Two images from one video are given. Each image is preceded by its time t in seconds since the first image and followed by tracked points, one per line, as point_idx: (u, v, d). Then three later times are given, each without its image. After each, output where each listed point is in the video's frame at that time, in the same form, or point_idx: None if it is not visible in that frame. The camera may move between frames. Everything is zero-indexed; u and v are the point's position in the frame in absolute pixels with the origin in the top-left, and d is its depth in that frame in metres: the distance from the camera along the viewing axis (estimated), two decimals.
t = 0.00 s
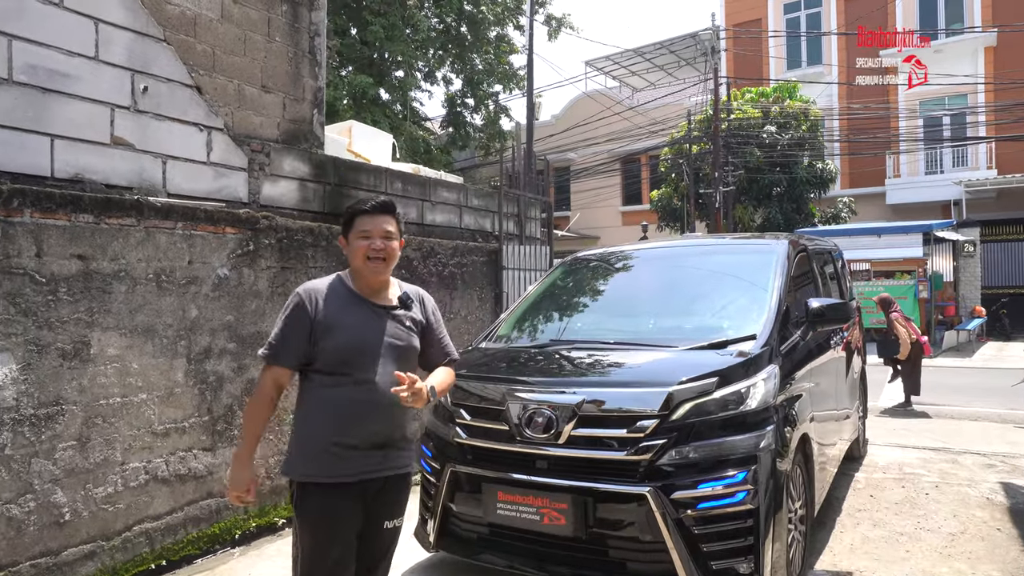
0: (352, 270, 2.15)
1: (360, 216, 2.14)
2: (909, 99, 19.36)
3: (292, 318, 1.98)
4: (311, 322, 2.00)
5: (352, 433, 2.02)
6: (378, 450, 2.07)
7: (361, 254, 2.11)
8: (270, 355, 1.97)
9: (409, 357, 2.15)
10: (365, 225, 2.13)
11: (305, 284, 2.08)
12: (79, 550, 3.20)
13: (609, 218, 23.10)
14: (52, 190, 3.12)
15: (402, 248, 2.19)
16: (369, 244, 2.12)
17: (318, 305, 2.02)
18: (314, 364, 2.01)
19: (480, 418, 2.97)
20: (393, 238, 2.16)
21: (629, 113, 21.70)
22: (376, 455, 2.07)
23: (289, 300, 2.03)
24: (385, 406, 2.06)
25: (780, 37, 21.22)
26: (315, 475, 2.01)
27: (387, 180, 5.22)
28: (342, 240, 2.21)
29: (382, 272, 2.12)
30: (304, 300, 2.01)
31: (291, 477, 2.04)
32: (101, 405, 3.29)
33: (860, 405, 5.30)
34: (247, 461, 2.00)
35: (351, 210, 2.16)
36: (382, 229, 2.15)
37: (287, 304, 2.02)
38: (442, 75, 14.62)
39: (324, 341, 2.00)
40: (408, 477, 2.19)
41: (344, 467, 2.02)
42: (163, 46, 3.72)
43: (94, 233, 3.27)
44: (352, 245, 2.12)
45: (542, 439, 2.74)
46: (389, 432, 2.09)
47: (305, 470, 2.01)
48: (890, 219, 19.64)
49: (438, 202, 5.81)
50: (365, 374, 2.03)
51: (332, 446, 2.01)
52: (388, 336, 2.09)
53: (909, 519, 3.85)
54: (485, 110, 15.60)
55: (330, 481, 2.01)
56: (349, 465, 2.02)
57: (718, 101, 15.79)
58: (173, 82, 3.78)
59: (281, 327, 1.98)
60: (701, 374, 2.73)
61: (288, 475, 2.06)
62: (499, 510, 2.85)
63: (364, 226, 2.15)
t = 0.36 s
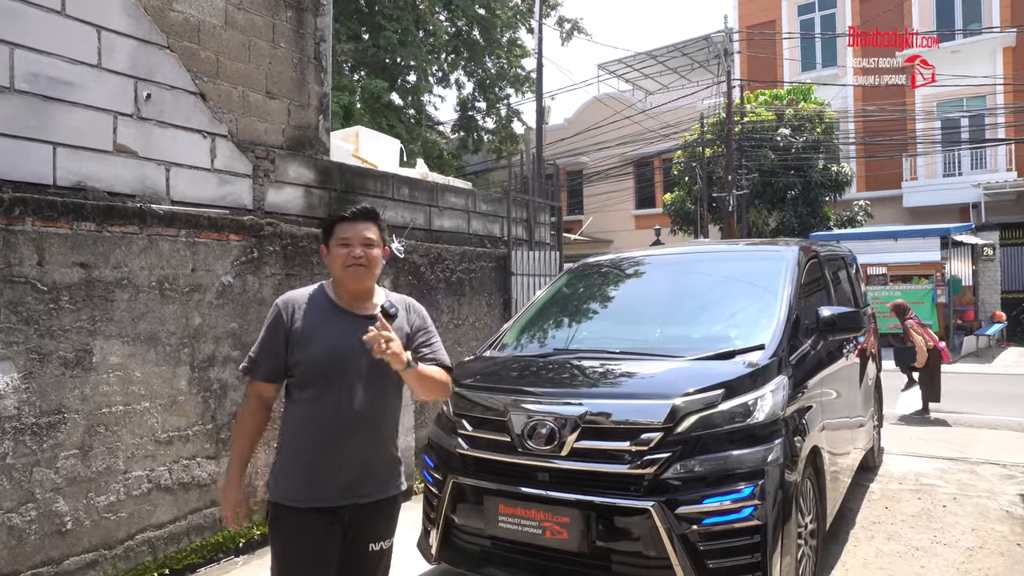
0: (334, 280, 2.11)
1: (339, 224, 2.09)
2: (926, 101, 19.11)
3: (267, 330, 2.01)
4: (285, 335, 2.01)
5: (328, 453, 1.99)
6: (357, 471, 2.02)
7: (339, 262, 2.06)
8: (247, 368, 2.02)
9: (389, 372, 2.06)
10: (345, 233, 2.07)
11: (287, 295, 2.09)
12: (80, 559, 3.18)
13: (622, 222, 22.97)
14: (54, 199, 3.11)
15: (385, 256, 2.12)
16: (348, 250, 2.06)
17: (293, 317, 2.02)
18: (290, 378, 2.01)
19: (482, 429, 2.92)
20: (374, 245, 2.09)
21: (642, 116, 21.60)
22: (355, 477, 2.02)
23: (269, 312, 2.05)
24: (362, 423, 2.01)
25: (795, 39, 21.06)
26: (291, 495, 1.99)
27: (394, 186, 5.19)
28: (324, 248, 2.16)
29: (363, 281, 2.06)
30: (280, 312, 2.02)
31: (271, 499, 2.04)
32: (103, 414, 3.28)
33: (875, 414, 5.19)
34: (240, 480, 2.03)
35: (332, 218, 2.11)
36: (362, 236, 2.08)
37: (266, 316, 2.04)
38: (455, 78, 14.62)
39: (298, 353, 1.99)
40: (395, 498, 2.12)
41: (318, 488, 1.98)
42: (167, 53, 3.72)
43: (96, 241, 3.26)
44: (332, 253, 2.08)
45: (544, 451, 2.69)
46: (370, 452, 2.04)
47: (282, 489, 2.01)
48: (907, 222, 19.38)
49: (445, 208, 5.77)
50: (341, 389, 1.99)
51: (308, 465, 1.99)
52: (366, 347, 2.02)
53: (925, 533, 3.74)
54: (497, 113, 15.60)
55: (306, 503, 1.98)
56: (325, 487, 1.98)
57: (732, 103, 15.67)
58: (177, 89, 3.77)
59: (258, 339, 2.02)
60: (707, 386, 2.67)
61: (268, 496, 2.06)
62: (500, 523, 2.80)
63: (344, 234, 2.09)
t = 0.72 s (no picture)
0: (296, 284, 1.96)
1: (300, 222, 1.97)
2: (952, 99, 18.77)
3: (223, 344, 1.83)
4: (245, 347, 1.83)
5: (297, 479, 1.85)
6: (329, 496, 1.89)
7: (301, 264, 1.93)
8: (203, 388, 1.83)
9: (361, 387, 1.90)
10: (307, 232, 1.95)
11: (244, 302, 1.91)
12: (93, 557, 3.21)
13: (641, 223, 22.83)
14: (68, 200, 3.13)
15: (350, 257, 2.00)
16: (309, 250, 1.94)
17: (253, 327, 1.84)
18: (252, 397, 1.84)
19: (491, 433, 2.90)
20: (339, 245, 1.97)
21: (661, 117, 21.48)
22: (327, 503, 1.89)
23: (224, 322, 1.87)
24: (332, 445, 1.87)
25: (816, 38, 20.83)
26: (257, 528, 1.84)
27: (408, 187, 5.18)
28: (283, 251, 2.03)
29: (328, 282, 1.93)
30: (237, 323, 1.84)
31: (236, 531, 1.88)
32: (116, 414, 3.30)
33: (897, 419, 5.08)
34: (209, 507, 1.84)
35: (292, 217, 1.99)
36: (325, 235, 1.96)
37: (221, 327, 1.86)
38: (473, 79, 14.64)
39: (258, 369, 1.82)
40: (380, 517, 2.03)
41: (288, 518, 1.85)
42: (180, 55, 3.74)
43: (109, 242, 3.28)
44: (293, 254, 1.95)
45: (551, 455, 2.66)
46: (343, 474, 1.91)
47: (247, 521, 1.86)
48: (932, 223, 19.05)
49: (460, 209, 5.76)
50: (308, 408, 1.84)
51: (275, 494, 1.84)
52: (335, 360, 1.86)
53: (947, 542, 3.65)
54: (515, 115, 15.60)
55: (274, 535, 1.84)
56: (295, 516, 1.85)
57: (752, 103, 15.52)
58: (190, 92, 3.79)
59: (215, 354, 1.84)
60: (718, 390, 2.61)
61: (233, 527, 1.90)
62: (508, 527, 2.77)
63: (306, 233, 1.97)
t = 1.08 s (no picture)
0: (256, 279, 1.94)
1: (263, 216, 1.95)
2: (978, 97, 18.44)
3: (170, 341, 1.76)
4: (196, 347, 1.77)
5: (253, 483, 1.80)
6: (289, 502, 1.85)
7: (264, 260, 1.91)
8: (142, 386, 1.75)
9: (320, 387, 1.90)
10: (273, 226, 1.94)
11: (191, 296, 1.86)
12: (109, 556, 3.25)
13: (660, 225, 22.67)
14: (84, 204, 3.18)
15: (316, 254, 2.00)
16: (273, 246, 1.93)
17: (203, 325, 1.79)
18: (202, 398, 1.79)
19: (499, 435, 2.89)
20: (306, 241, 1.97)
21: (680, 118, 21.35)
22: (287, 508, 1.85)
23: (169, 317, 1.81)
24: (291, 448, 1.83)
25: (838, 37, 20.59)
26: (212, 538, 1.78)
27: (421, 189, 5.19)
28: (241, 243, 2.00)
29: (293, 281, 1.93)
30: (185, 319, 1.78)
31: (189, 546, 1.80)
32: (131, 415, 3.34)
33: (917, 423, 4.99)
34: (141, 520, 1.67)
35: (254, 209, 1.96)
36: (292, 230, 1.95)
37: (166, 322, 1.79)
38: (491, 82, 14.66)
39: (210, 369, 1.77)
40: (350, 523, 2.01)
41: (246, 526, 1.80)
42: (195, 60, 3.80)
43: (125, 245, 3.33)
44: (256, 248, 1.93)
45: (559, 458, 2.64)
46: (304, 478, 1.87)
47: (201, 533, 1.79)
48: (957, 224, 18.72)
49: (474, 211, 5.76)
50: (264, 408, 1.80)
51: (231, 500, 1.79)
52: (291, 357, 1.84)
53: (968, 549, 3.58)
54: (533, 117, 15.61)
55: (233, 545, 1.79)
56: (254, 523, 1.80)
57: (772, 104, 15.38)
58: (205, 96, 3.84)
59: (160, 352, 1.76)
60: (727, 393, 2.58)
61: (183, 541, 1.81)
62: (515, 530, 2.76)
63: (270, 228, 1.95)
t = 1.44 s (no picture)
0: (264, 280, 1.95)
1: (277, 216, 1.95)
2: (1010, 96, 18.07)
3: (174, 343, 1.79)
4: (199, 350, 1.80)
5: (250, 489, 1.81)
6: (286, 509, 1.86)
7: (275, 261, 1.91)
8: (145, 386, 1.74)
9: (320, 393, 1.91)
10: (285, 228, 1.94)
11: (196, 297, 1.88)
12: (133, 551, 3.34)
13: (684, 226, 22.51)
14: (110, 208, 3.27)
15: (328, 258, 2.00)
16: (286, 247, 1.92)
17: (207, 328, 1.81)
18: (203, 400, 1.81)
19: (512, 436, 2.92)
20: (318, 246, 1.97)
21: (704, 119, 21.22)
22: (285, 514, 1.86)
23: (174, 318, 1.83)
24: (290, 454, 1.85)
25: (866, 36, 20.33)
26: (211, 542, 1.81)
27: (441, 192, 5.24)
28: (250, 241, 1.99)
29: (302, 285, 1.93)
30: (190, 321, 1.81)
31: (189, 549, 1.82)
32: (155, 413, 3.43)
33: (941, 428, 4.91)
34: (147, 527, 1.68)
35: (269, 208, 1.95)
36: (305, 233, 1.95)
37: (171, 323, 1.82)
38: (514, 84, 14.71)
39: (212, 371, 1.79)
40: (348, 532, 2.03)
41: (243, 531, 1.82)
42: (217, 67, 3.88)
43: (149, 248, 3.41)
44: (267, 249, 1.93)
45: (571, 460, 2.66)
46: (300, 486, 1.88)
47: (202, 537, 1.81)
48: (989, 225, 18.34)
49: (493, 214, 5.80)
50: (263, 413, 1.82)
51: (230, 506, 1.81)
52: (292, 363, 1.86)
53: (991, 556, 3.52)
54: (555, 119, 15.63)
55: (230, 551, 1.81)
56: (251, 530, 1.82)
57: (796, 104, 15.23)
58: (227, 102, 3.93)
59: (163, 353, 1.78)
60: (739, 396, 2.58)
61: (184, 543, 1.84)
62: (528, 531, 2.78)
63: (283, 230, 1.94)
